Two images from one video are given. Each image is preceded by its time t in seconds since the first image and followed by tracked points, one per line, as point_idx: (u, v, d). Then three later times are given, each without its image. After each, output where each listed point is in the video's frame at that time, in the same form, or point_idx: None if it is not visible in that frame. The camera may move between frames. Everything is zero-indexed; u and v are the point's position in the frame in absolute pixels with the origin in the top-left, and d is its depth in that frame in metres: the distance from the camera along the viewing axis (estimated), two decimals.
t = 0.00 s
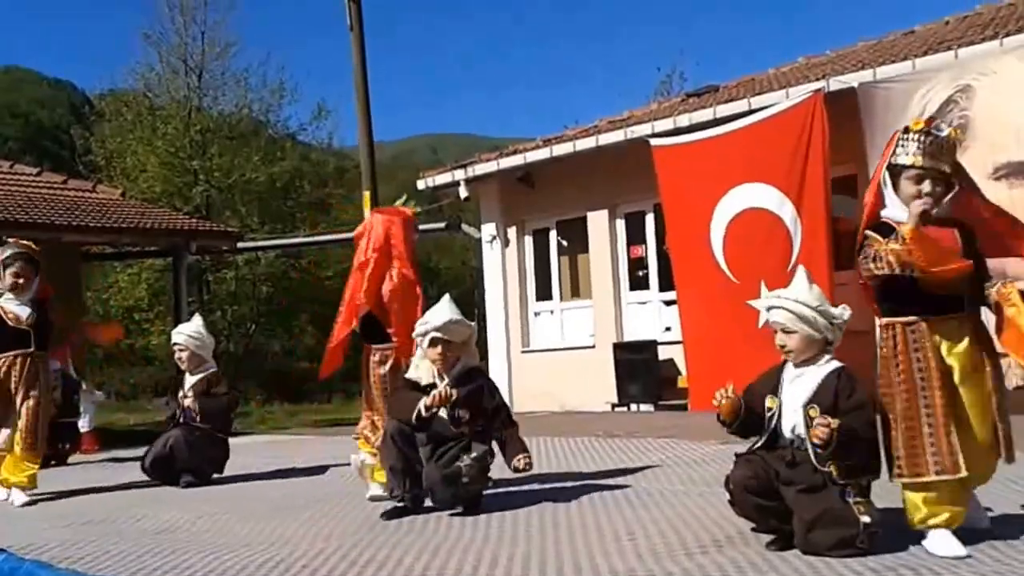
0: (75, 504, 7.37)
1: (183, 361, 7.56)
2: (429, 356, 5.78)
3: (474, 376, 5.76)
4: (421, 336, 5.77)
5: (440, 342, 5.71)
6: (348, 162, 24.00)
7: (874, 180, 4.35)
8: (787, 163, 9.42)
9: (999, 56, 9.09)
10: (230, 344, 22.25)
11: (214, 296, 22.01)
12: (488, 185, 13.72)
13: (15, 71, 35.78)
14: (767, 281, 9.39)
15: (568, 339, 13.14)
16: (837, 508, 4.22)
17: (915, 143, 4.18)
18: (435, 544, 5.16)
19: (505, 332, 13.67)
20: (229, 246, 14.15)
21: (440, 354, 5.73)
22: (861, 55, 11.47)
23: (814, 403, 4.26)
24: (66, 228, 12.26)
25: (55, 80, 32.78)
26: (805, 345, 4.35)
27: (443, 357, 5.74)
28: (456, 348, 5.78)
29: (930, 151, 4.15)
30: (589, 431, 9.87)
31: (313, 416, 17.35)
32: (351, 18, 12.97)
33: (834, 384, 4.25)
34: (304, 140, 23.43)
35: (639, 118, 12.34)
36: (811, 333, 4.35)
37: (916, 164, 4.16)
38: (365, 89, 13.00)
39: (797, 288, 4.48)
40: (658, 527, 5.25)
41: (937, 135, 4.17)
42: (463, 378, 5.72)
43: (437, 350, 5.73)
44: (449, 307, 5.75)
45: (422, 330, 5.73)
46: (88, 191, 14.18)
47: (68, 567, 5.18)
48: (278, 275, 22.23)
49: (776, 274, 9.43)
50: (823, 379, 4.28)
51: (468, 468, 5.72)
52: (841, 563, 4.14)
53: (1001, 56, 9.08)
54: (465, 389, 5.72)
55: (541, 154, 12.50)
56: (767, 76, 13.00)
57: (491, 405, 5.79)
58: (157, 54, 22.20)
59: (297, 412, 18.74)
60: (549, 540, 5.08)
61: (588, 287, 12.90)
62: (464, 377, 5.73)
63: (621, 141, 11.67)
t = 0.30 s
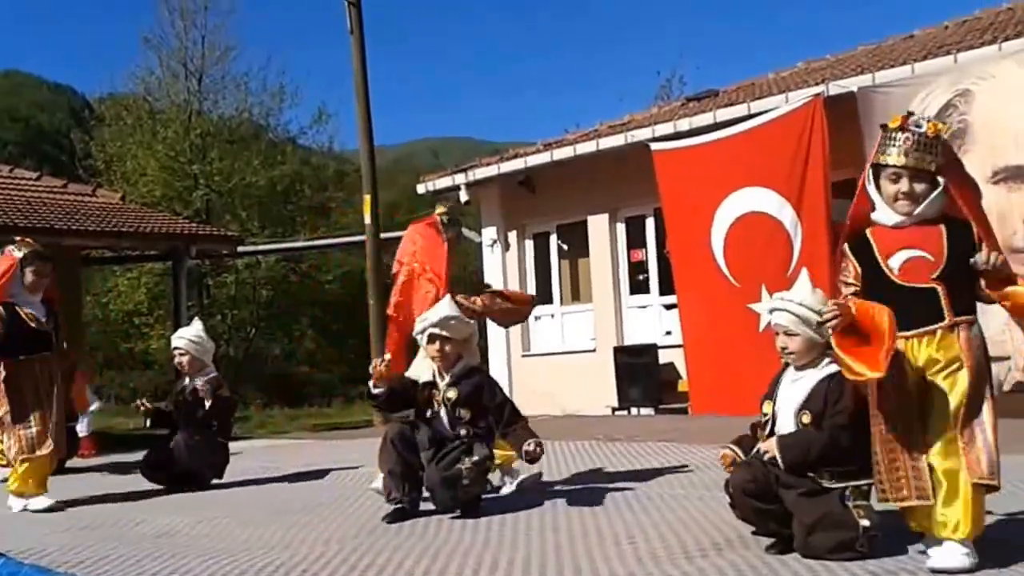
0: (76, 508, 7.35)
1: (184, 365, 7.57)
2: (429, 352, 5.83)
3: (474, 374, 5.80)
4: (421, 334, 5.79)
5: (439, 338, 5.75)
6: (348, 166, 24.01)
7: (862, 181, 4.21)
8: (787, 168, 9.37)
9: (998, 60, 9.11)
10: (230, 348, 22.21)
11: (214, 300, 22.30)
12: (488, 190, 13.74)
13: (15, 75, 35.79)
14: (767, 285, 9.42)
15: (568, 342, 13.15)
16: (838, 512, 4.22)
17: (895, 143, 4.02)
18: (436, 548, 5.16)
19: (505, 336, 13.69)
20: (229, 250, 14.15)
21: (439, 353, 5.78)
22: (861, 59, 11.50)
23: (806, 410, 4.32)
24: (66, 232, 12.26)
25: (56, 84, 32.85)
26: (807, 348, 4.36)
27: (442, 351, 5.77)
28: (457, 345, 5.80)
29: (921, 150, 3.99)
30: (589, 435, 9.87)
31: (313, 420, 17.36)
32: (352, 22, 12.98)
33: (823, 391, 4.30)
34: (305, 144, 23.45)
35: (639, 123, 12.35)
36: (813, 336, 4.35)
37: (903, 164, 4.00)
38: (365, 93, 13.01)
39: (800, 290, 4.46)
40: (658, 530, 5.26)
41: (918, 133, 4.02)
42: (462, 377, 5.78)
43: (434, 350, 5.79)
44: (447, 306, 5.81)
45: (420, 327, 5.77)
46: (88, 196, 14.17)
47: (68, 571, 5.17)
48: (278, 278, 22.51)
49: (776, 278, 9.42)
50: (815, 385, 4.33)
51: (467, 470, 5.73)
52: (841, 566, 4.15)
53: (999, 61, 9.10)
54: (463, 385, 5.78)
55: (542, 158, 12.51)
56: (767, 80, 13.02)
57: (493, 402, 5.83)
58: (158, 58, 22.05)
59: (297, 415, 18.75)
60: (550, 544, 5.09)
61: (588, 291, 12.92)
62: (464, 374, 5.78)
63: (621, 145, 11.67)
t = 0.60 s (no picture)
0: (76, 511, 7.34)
1: (183, 370, 7.54)
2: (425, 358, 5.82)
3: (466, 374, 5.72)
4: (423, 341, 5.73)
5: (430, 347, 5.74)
6: (348, 169, 24.00)
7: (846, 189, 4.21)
8: (787, 173, 9.50)
9: (996, 65, 9.10)
10: (229, 352, 22.17)
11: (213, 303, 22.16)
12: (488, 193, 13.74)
13: (14, 79, 35.80)
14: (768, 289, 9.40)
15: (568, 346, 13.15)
16: (837, 515, 4.22)
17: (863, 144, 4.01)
18: (435, 552, 5.15)
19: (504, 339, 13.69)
20: (228, 254, 14.14)
21: (435, 357, 5.76)
22: (860, 64, 11.50)
23: (810, 411, 4.32)
24: (65, 236, 12.25)
25: (55, 88, 32.87)
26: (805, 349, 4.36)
27: (436, 358, 5.76)
28: (451, 350, 5.77)
29: (885, 149, 3.94)
30: (590, 439, 9.86)
31: (313, 424, 17.35)
32: (351, 26, 12.98)
33: (829, 395, 4.31)
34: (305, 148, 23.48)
35: (638, 126, 12.35)
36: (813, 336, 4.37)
37: (868, 166, 3.97)
38: (365, 96, 13.02)
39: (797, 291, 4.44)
40: (658, 533, 5.25)
41: (877, 132, 3.98)
42: (461, 379, 5.72)
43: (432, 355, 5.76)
44: (443, 313, 5.77)
45: (411, 335, 5.76)
46: (87, 199, 14.17)
47: None
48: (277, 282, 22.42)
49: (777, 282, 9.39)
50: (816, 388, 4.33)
51: (455, 474, 5.73)
52: (841, 570, 4.14)
53: (998, 65, 9.08)
54: (454, 387, 5.72)
55: (541, 162, 12.51)
56: (767, 84, 13.02)
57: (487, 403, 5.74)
58: (157, 62, 22.20)
59: (297, 420, 18.74)
60: (549, 548, 5.08)
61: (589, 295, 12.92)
62: (455, 377, 5.72)
63: (621, 149, 11.67)
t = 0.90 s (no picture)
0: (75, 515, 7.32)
1: (183, 373, 7.53)
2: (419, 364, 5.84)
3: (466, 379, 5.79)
4: (416, 347, 5.75)
5: (418, 353, 5.78)
6: (348, 173, 24.00)
7: (815, 201, 4.27)
8: (787, 174, 9.33)
9: (997, 68, 9.10)
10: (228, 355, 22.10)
11: (213, 306, 21.79)
12: (488, 197, 13.72)
13: (12, 83, 35.71)
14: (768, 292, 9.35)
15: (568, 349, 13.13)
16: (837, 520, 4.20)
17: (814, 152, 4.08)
18: (434, 556, 5.12)
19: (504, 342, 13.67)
20: (228, 257, 14.11)
21: (424, 363, 5.79)
22: (861, 67, 11.49)
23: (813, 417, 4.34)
24: (65, 239, 12.22)
25: (55, 92, 32.84)
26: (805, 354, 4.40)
27: (428, 362, 5.79)
28: (440, 354, 5.78)
29: (830, 156, 4.01)
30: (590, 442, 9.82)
31: (312, 427, 17.31)
32: (351, 30, 12.97)
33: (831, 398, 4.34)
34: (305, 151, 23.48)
35: (638, 130, 12.34)
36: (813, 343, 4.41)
37: (822, 173, 4.04)
38: (365, 99, 13.00)
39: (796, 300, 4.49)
40: (659, 537, 5.24)
41: (822, 139, 4.06)
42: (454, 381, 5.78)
43: (422, 360, 5.79)
44: (433, 318, 5.78)
45: (401, 339, 5.81)
46: (87, 203, 14.14)
47: None
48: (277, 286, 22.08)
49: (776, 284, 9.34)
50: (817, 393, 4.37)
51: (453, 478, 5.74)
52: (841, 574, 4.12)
53: (998, 68, 9.08)
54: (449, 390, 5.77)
55: (541, 165, 12.49)
56: (767, 88, 13.00)
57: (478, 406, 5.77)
58: (158, 66, 22.27)
59: (297, 423, 18.71)
60: (549, 552, 5.06)
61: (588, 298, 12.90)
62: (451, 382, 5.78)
63: (621, 152, 11.65)
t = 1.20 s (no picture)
0: (73, 519, 7.27)
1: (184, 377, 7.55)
2: (421, 366, 5.83)
3: (468, 384, 5.77)
4: (417, 349, 5.76)
5: (421, 354, 5.78)
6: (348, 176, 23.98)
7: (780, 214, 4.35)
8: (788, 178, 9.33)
9: (998, 69, 9.05)
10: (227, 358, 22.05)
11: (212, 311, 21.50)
12: (488, 200, 13.69)
13: (15, 86, 35.72)
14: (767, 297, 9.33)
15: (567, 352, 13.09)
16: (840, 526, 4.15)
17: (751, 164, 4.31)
18: (433, 560, 5.09)
19: (504, 345, 13.65)
20: (228, 261, 14.07)
21: (426, 365, 5.79)
22: (861, 69, 11.46)
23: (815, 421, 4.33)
24: (64, 243, 12.19)
25: (56, 95, 32.86)
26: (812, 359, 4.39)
27: (430, 365, 5.79)
28: (442, 356, 5.77)
29: (758, 167, 4.23)
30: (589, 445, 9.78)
31: (312, 430, 17.29)
32: (351, 33, 12.94)
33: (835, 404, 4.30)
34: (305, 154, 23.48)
35: (638, 132, 12.32)
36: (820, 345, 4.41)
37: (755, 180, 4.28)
38: (365, 102, 12.97)
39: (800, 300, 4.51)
40: (658, 541, 5.21)
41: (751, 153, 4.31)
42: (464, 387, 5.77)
43: (423, 362, 5.80)
44: (437, 321, 5.76)
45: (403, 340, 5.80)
46: (87, 207, 14.11)
47: None
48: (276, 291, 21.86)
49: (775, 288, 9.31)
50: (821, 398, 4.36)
51: (458, 487, 5.71)
52: None
53: (1000, 70, 9.03)
54: (454, 395, 5.76)
55: (541, 168, 12.46)
56: (768, 90, 12.97)
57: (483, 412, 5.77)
58: (158, 70, 22.09)
59: (297, 427, 18.66)
60: (550, 556, 5.03)
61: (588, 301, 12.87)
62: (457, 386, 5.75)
63: (621, 155, 11.61)
